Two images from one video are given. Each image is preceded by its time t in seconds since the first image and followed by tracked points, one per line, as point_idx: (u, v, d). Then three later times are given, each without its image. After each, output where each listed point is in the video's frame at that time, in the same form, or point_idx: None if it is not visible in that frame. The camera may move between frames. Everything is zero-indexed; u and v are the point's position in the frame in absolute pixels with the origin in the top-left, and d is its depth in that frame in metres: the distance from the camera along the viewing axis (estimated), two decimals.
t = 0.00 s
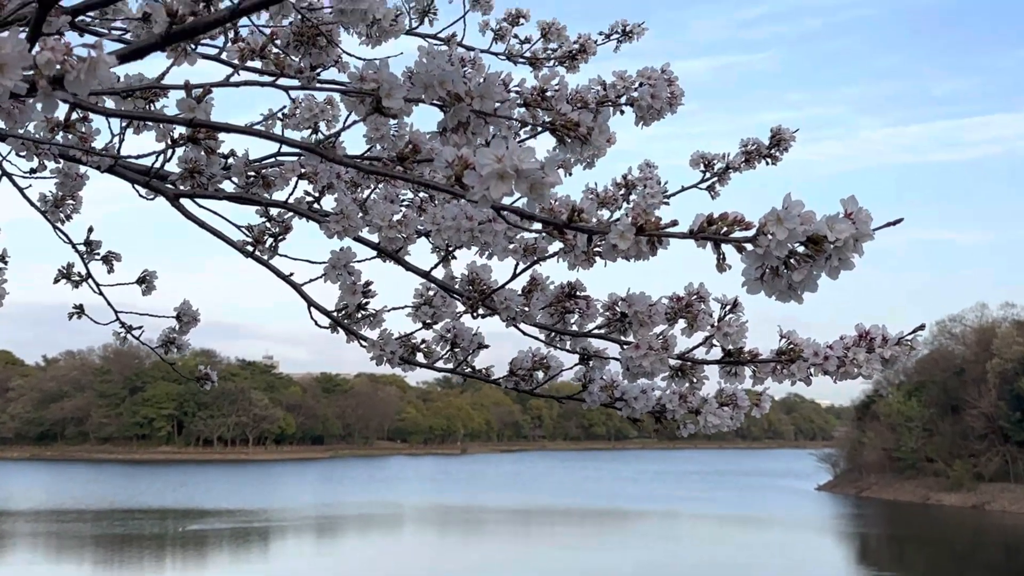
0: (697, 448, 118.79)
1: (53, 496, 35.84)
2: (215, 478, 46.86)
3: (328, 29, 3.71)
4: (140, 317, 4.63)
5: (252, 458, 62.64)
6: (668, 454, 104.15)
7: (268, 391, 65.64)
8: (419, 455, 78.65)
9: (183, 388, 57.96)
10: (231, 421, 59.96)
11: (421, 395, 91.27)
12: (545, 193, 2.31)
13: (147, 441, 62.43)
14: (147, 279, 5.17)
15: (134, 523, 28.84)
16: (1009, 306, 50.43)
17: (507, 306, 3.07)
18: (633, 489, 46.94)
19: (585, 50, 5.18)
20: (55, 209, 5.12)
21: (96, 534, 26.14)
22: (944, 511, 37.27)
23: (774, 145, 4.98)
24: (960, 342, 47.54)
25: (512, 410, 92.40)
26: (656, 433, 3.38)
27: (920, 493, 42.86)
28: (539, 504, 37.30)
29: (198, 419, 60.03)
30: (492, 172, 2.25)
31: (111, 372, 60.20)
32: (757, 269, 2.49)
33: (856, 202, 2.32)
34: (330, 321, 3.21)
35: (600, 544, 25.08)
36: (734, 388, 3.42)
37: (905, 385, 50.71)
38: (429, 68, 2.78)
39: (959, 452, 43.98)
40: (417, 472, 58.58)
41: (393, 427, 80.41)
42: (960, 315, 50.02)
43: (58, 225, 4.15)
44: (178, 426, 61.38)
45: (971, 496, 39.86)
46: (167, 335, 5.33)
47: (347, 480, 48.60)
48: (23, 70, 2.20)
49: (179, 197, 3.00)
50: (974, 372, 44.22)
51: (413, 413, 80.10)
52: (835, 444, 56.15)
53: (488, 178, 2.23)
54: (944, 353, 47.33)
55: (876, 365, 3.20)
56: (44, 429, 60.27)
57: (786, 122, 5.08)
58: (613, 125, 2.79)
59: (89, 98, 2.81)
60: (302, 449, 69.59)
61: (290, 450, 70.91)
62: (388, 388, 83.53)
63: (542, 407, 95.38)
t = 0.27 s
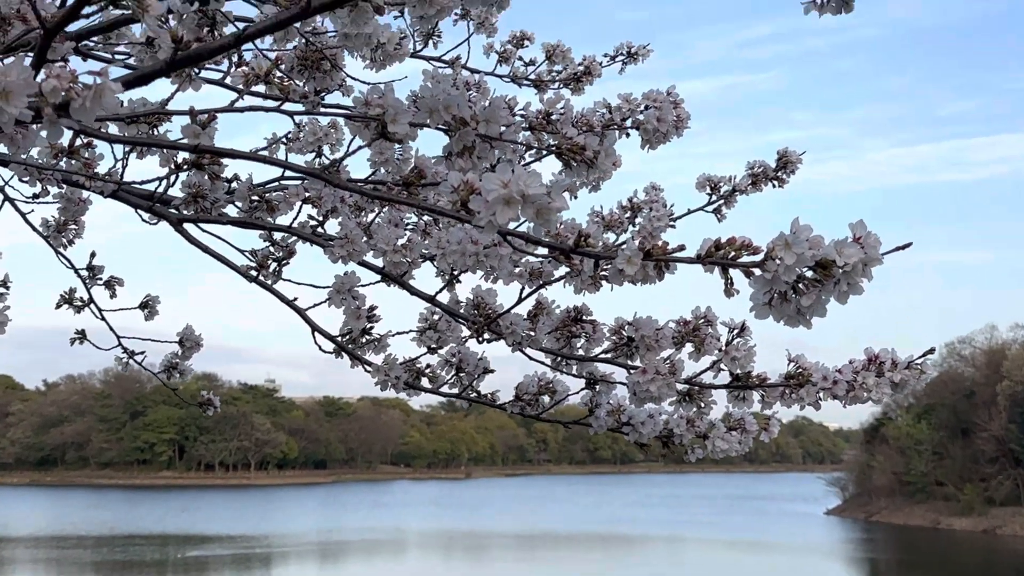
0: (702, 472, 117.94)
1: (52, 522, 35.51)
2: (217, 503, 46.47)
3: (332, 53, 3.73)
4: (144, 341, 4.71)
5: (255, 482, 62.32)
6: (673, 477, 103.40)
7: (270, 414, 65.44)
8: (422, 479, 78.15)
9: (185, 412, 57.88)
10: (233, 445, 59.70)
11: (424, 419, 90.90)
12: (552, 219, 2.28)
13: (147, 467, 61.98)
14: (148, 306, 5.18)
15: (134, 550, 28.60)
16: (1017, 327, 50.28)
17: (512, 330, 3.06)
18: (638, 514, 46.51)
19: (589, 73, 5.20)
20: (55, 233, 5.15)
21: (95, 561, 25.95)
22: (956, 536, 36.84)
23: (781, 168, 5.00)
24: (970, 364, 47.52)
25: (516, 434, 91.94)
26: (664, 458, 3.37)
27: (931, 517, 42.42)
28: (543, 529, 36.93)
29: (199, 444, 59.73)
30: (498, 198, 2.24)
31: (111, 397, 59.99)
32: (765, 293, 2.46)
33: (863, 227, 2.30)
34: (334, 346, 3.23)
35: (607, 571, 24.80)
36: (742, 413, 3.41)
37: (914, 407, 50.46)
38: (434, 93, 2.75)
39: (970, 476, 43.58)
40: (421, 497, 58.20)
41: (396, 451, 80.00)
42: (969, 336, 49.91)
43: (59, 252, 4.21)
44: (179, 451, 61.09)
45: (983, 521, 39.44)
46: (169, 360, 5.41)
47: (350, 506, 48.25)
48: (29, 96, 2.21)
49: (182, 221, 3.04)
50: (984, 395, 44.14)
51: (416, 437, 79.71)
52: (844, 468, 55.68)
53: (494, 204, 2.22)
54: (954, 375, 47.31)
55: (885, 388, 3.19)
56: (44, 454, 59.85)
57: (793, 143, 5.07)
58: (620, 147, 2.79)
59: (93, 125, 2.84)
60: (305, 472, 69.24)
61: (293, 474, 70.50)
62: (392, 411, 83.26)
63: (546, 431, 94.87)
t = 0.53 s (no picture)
0: (710, 494, 117.00)
1: (51, 546, 35.26)
2: (219, 527, 46.13)
3: (337, 71, 3.72)
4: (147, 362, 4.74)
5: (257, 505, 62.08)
6: (681, 500, 102.57)
7: (273, 437, 65.38)
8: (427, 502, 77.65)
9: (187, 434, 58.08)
10: (234, 467, 58.86)
11: (429, 441, 90.64)
12: (563, 237, 2.25)
13: (148, 489, 61.67)
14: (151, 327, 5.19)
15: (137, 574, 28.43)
16: None
17: (521, 350, 3.07)
18: (644, 536, 46.20)
19: (597, 89, 5.17)
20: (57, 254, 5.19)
21: None
22: (969, 558, 36.43)
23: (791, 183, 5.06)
24: (983, 385, 47.78)
25: (522, 455, 91.49)
26: (674, 479, 3.37)
27: (944, 539, 41.99)
28: (550, 552, 36.68)
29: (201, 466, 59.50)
30: (507, 217, 2.20)
31: (113, 420, 60.16)
32: (778, 312, 2.41)
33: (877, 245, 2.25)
34: (341, 368, 3.22)
35: None
36: (754, 435, 3.40)
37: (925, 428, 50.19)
38: (443, 111, 2.73)
39: (984, 497, 43.21)
40: (425, 520, 57.73)
41: (400, 474, 79.62)
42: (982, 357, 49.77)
43: (62, 273, 4.22)
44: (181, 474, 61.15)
45: (998, 543, 39.02)
46: (173, 382, 5.44)
47: (353, 529, 47.82)
48: (35, 116, 2.20)
49: (187, 241, 3.04)
50: (998, 415, 44.23)
51: (420, 459, 79.32)
52: (857, 489, 55.23)
53: (503, 223, 2.18)
54: (967, 396, 47.39)
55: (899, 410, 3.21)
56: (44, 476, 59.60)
57: (804, 162, 5.34)
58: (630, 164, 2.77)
59: (99, 145, 2.84)
60: (308, 495, 68.93)
61: (296, 497, 70.17)
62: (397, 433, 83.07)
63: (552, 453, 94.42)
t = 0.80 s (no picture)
0: (719, 512, 116.29)
1: (53, 567, 35.09)
2: (224, 547, 45.92)
3: (343, 85, 3.70)
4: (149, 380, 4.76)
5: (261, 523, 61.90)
6: (691, 517, 101.94)
7: (277, 454, 65.44)
8: (434, 520, 77.40)
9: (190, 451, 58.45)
10: (238, 485, 59.44)
11: (436, 459, 90.53)
12: (572, 254, 2.19)
13: (151, 509, 61.39)
14: (155, 344, 5.22)
15: None
16: None
17: (528, 368, 3.12)
18: (651, 555, 45.86)
19: (605, 103, 5.15)
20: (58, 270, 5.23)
21: None
22: None
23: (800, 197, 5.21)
24: (999, 399, 47.12)
25: (530, 473, 91.20)
26: (686, 500, 3.42)
27: (961, 557, 41.71)
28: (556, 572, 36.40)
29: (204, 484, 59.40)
30: (516, 234, 2.14)
31: (115, 438, 59.99)
32: (790, 330, 2.34)
33: (891, 263, 2.19)
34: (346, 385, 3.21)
35: None
36: (767, 453, 3.45)
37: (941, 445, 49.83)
38: (451, 126, 2.68)
39: (1000, 515, 42.78)
40: (431, 539, 57.50)
41: (406, 492, 79.40)
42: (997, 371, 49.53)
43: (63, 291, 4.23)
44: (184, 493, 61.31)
45: (1015, 563, 38.63)
46: (175, 401, 5.49)
47: (359, 548, 47.62)
48: (41, 134, 2.16)
49: (191, 258, 3.04)
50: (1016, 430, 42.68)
51: (426, 477, 79.10)
52: (871, 507, 54.75)
53: (512, 242, 2.12)
54: (982, 412, 46.70)
55: (916, 429, 3.29)
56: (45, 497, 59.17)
57: (814, 177, 5.40)
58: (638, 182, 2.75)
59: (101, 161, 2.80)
60: (314, 514, 68.82)
61: (301, 516, 70.05)
62: (404, 451, 83.05)
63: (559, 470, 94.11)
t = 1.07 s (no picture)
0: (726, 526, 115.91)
1: None
2: (230, 560, 45.78)
3: (350, 97, 3.70)
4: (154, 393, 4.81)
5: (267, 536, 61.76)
6: (698, 531, 101.51)
7: (283, 469, 66.30)
8: (440, 533, 77.24)
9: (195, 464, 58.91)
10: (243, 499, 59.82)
11: (442, 471, 90.45)
12: (580, 267, 2.16)
13: (156, 522, 61.29)
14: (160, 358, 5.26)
15: None
16: None
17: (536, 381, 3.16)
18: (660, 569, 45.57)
19: (612, 114, 5.14)
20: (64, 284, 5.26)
21: None
22: None
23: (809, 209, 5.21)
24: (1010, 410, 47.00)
25: (536, 485, 91.04)
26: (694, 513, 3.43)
27: (974, 572, 41.45)
28: None
29: (209, 497, 59.39)
30: (524, 248, 2.11)
31: (119, 450, 60.02)
32: (798, 344, 2.28)
33: (901, 275, 2.14)
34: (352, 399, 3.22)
35: None
36: (776, 467, 3.48)
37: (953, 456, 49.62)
38: (458, 138, 2.65)
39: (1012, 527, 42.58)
40: (437, 552, 57.36)
41: (412, 505, 79.28)
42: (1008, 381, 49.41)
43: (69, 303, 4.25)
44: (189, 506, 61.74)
45: None
46: (180, 414, 5.55)
47: (366, 562, 47.53)
48: (47, 151, 2.15)
49: (196, 272, 3.06)
50: None
51: (433, 490, 79.04)
52: (882, 519, 54.43)
53: (519, 255, 2.10)
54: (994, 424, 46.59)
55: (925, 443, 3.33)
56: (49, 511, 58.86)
57: (823, 189, 5.42)
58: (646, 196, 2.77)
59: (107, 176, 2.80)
60: (319, 527, 68.86)
61: (307, 530, 69.97)
62: (410, 463, 83.08)
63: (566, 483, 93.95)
